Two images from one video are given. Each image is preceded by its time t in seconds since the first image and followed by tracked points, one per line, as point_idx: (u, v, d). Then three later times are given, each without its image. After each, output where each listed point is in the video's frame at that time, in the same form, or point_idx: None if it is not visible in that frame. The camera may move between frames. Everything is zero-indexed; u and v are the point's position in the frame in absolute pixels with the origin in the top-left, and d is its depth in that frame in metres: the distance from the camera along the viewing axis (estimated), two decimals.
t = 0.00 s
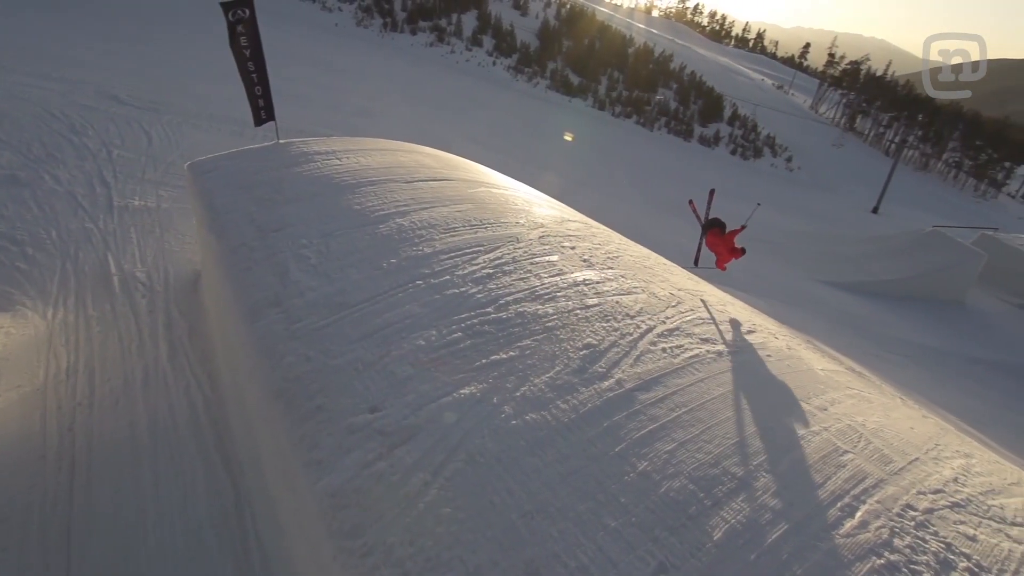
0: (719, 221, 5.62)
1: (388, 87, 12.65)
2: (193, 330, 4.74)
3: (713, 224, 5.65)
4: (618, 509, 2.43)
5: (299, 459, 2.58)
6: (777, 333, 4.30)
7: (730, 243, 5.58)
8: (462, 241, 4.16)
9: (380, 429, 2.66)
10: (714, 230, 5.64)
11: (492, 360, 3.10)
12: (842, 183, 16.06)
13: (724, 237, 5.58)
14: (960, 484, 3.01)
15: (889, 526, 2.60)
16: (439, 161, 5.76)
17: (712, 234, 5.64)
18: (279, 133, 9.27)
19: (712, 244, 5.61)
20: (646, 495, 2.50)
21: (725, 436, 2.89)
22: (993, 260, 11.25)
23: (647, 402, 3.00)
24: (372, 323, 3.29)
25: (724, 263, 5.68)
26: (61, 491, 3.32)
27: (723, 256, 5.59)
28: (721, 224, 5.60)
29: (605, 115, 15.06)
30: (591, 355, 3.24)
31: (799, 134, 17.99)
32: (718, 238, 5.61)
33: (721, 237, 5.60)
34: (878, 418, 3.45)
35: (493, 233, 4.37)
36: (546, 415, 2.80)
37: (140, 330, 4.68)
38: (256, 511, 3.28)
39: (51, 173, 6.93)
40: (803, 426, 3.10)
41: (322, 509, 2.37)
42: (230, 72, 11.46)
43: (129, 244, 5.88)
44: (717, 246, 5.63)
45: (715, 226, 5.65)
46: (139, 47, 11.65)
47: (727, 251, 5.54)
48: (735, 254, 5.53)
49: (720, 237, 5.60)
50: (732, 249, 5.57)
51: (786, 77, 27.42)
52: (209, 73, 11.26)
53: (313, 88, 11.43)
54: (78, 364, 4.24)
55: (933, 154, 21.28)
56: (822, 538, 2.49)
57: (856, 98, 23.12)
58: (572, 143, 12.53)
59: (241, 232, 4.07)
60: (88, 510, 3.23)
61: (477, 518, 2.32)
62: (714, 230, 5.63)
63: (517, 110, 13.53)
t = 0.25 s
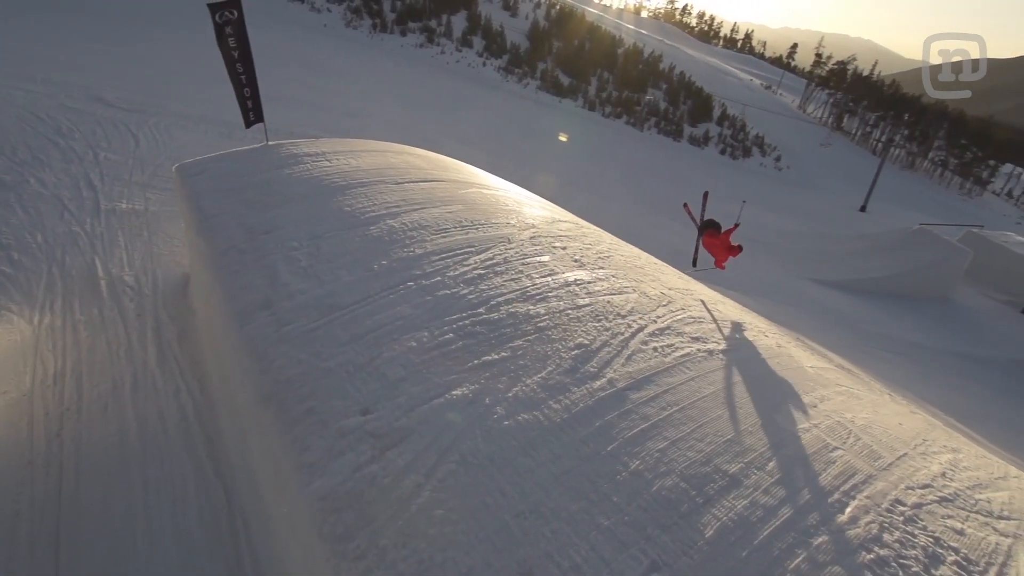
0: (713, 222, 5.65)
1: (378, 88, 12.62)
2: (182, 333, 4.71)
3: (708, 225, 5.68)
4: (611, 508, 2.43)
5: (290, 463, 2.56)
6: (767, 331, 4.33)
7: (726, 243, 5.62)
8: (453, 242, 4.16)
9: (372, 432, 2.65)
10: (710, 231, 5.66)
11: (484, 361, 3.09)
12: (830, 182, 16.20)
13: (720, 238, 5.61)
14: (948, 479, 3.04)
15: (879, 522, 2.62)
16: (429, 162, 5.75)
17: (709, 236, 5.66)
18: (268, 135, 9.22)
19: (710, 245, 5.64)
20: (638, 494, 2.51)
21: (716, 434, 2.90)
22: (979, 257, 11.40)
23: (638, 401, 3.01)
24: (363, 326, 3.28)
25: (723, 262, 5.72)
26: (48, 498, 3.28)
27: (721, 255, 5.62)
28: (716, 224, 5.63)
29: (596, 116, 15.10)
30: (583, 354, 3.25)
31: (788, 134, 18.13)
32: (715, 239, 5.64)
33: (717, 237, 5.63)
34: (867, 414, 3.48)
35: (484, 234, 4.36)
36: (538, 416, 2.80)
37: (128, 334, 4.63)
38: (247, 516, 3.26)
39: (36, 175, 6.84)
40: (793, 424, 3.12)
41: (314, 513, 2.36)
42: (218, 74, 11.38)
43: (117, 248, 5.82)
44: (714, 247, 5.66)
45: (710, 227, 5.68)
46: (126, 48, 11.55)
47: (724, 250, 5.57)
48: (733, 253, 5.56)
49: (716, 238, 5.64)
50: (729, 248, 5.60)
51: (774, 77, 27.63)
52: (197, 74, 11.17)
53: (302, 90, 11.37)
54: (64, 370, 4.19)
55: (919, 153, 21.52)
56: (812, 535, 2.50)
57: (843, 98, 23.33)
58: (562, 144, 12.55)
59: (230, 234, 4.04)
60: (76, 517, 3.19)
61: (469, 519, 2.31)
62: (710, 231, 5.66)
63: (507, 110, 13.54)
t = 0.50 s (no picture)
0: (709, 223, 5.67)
1: (368, 89, 12.58)
2: (172, 337, 4.67)
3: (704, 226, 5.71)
4: (604, 507, 2.44)
5: (282, 466, 2.55)
6: (758, 329, 4.35)
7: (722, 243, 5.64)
8: (444, 243, 4.15)
9: (364, 434, 2.64)
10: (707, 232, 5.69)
11: (477, 362, 3.09)
12: (820, 181, 16.32)
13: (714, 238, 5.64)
14: (937, 474, 3.08)
15: (869, 517, 2.65)
16: (420, 163, 5.74)
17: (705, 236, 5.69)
18: (258, 136, 9.17)
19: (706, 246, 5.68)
20: (631, 492, 2.52)
21: (708, 432, 2.92)
22: (966, 253, 11.53)
23: (631, 401, 3.01)
24: (355, 327, 3.26)
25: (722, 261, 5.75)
26: (37, 504, 3.24)
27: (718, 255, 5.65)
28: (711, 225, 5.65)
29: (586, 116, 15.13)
30: (575, 354, 3.26)
31: (777, 133, 18.25)
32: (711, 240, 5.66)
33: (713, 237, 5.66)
34: (857, 411, 3.51)
35: (476, 234, 4.36)
36: (531, 416, 2.81)
37: (117, 338, 4.59)
38: (239, 519, 3.24)
39: (22, 177, 6.76)
40: (784, 421, 3.14)
41: (307, 516, 2.35)
42: (207, 75, 11.31)
43: (105, 251, 5.77)
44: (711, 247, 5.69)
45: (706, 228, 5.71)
46: (113, 50, 11.45)
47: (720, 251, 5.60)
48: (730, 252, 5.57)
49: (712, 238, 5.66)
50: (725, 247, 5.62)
51: (763, 77, 27.82)
52: (186, 75, 11.10)
53: (292, 91, 11.32)
54: (52, 374, 4.15)
55: (906, 151, 21.73)
56: (804, 531, 2.52)
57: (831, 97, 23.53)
58: (553, 144, 12.57)
59: (220, 236, 4.01)
60: (66, 523, 3.16)
61: (463, 520, 2.31)
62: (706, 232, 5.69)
63: (498, 111, 13.54)
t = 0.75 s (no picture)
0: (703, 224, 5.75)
1: (358, 89, 12.53)
2: (161, 340, 4.63)
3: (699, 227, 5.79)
4: (597, 506, 2.44)
5: (274, 469, 2.54)
6: (748, 328, 4.38)
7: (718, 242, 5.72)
8: (435, 243, 4.15)
9: (356, 436, 2.64)
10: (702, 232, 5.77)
11: (469, 362, 3.09)
12: (809, 180, 16.44)
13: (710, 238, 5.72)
14: (925, 469, 3.11)
15: (859, 512, 2.67)
16: (411, 164, 5.73)
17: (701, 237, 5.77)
18: (247, 138, 9.11)
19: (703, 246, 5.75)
20: (624, 491, 2.53)
21: (699, 430, 2.93)
22: (953, 251, 11.65)
23: (623, 400, 3.02)
24: (346, 329, 3.25)
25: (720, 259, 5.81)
26: (25, 511, 3.21)
27: (715, 254, 5.72)
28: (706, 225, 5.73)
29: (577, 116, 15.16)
30: (567, 354, 3.26)
31: (766, 133, 18.38)
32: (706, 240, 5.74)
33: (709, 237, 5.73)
34: (846, 407, 3.55)
35: (467, 235, 4.36)
36: (524, 415, 2.81)
37: (105, 342, 4.55)
38: (230, 523, 3.22)
39: (7, 180, 6.68)
40: (774, 418, 3.16)
41: (299, 519, 2.34)
42: (195, 76, 11.22)
43: (92, 254, 5.71)
44: (708, 248, 5.76)
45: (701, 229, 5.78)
46: (99, 51, 11.33)
47: (716, 250, 5.68)
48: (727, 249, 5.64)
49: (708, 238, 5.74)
50: (722, 246, 5.69)
51: (752, 77, 28.00)
52: (173, 76, 11.01)
53: (281, 91, 11.26)
54: (39, 379, 4.10)
55: (894, 150, 21.93)
56: (794, 527, 2.54)
57: (820, 97, 23.71)
58: (544, 144, 12.58)
59: (209, 238, 3.99)
60: (54, 529, 3.12)
61: (457, 521, 2.30)
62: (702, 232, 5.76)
63: (488, 111, 13.54)
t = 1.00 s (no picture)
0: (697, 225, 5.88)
1: (349, 90, 12.48)
2: (151, 344, 4.59)
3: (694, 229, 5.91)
4: (590, 505, 2.45)
5: (266, 472, 2.53)
6: (739, 326, 4.40)
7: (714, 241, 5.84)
8: (427, 244, 4.14)
9: (348, 438, 2.63)
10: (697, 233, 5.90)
11: (462, 363, 3.09)
12: (799, 179, 16.55)
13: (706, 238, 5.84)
14: (914, 465, 3.14)
15: (849, 508, 2.70)
16: (402, 164, 5.72)
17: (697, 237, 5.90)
18: (237, 139, 9.05)
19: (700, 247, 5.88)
20: (617, 490, 2.53)
21: (691, 428, 2.95)
22: (940, 249, 11.77)
23: (615, 399, 3.03)
24: (337, 331, 3.24)
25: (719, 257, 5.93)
26: (13, 517, 3.17)
27: (713, 253, 5.84)
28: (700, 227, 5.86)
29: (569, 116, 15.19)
30: (560, 354, 3.27)
31: (756, 132, 18.49)
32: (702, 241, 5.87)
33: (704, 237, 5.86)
34: (836, 405, 3.58)
35: (459, 235, 4.35)
36: (517, 416, 2.81)
37: (94, 345, 4.50)
38: (222, 526, 3.21)
39: None
40: (765, 416, 3.19)
41: (292, 522, 2.33)
42: (184, 77, 11.14)
43: (80, 257, 5.66)
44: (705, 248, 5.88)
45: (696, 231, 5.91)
46: (86, 51, 11.22)
47: (714, 249, 5.80)
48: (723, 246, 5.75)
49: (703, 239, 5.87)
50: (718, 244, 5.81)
51: (742, 77, 28.16)
52: (162, 77, 10.93)
53: (272, 92, 11.20)
54: (26, 383, 4.05)
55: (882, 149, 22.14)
56: (786, 524, 2.56)
57: (809, 96, 23.89)
58: (535, 145, 12.59)
59: (199, 241, 3.96)
60: (43, 535, 3.09)
61: (450, 522, 2.30)
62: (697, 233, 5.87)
63: (480, 111, 13.54)
